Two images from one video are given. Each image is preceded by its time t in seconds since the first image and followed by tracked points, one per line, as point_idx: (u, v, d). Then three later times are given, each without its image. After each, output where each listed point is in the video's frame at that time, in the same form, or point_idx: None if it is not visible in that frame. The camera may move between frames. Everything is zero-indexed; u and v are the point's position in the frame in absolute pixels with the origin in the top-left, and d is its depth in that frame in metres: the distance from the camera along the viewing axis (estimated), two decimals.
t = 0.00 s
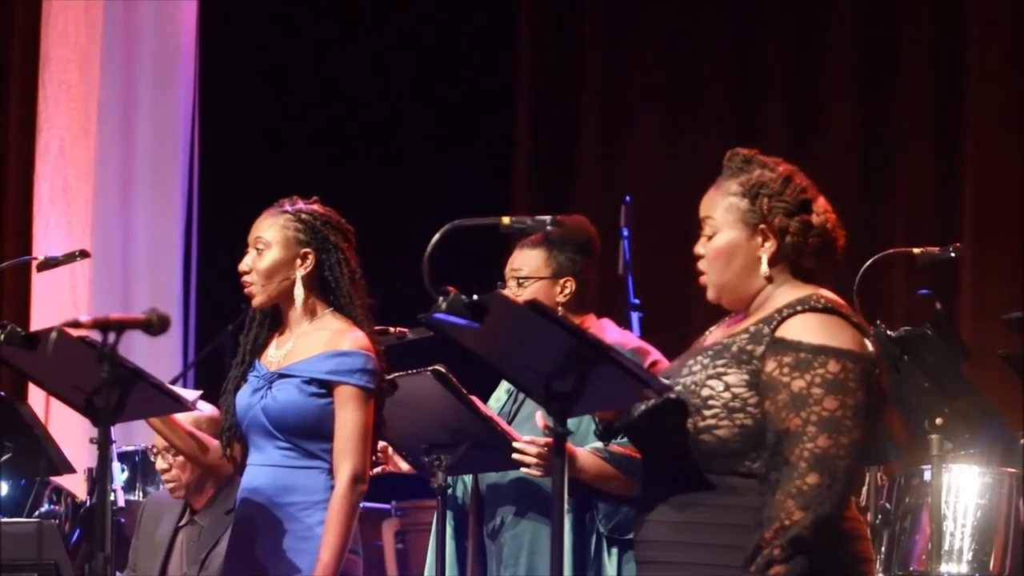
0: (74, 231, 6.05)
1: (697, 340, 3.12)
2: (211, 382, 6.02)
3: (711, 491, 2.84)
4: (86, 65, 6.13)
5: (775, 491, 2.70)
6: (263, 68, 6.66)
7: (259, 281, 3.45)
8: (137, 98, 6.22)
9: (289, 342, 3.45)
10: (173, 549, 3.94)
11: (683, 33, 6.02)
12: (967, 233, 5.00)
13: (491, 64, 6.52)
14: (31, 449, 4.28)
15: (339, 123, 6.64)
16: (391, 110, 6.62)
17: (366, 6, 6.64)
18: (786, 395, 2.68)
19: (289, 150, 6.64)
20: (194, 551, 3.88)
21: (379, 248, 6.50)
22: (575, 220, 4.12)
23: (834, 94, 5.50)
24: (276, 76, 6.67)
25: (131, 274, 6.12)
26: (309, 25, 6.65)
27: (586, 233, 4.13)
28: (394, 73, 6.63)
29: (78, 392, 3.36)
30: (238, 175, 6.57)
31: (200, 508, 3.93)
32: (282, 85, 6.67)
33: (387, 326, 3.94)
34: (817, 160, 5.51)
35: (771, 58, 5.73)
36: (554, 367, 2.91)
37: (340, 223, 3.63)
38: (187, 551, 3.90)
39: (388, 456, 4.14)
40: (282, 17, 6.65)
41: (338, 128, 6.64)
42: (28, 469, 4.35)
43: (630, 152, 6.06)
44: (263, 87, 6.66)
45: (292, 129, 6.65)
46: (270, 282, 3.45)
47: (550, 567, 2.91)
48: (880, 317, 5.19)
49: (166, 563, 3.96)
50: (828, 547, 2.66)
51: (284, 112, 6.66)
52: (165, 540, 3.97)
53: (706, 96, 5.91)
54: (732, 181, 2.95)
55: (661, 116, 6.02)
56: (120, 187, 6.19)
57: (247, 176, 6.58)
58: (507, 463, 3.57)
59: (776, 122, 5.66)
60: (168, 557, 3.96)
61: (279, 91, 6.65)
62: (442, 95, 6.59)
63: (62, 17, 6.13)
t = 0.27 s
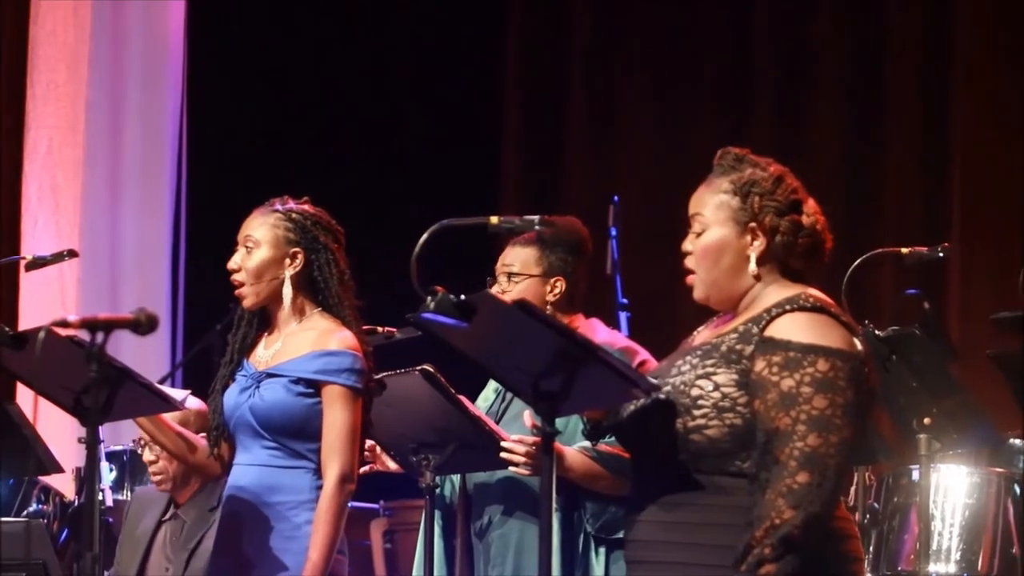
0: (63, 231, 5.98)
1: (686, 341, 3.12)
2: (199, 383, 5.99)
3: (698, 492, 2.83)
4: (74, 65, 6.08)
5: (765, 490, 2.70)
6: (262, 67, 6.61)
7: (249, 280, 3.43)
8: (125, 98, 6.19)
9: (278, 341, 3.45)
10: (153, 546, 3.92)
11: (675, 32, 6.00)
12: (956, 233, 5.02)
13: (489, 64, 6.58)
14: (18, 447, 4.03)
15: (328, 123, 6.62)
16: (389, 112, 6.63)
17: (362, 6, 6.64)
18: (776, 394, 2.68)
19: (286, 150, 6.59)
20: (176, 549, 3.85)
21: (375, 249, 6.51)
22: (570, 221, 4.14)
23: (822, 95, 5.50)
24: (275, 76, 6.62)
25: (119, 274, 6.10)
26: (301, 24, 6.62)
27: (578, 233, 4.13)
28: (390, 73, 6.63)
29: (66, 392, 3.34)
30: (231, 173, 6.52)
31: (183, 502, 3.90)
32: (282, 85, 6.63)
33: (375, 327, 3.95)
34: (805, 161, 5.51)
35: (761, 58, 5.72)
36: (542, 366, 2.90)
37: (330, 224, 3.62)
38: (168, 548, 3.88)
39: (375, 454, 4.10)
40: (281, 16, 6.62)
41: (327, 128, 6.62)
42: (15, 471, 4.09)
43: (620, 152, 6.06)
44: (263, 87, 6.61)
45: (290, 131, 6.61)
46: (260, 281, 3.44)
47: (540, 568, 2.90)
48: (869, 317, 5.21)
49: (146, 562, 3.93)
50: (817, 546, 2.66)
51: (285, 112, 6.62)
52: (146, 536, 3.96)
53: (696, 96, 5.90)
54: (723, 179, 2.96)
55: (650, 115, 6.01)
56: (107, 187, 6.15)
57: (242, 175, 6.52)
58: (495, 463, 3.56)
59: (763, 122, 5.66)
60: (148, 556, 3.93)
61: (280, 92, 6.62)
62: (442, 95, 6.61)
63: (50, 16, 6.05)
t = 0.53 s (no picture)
0: (54, 232, 5.96)
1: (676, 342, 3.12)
2: (189, 384, 5.97)
3: (689, 493, 2.83)
4: (65, 66, 6.07)
5: (757, 491, 2.70)
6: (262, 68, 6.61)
7: (240, 279, 3.43)
8: (117, 98, 6.16)
9: (269, 342, 3.44)
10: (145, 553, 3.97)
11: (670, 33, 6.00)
12: (947, 234, 5.04)
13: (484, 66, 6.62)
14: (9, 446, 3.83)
15: (321, 122, 6.61)
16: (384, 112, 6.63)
17: (355, 6, 6.63)
18: (768, 395, 2.68)
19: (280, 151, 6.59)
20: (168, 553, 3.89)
21: (365, 249, 6.50)
22: (565, 222, 4.16)
23: (814, 97, 5.51)
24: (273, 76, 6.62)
25: (110, 274, 6.08)
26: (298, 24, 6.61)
27: (572, 235, 4.13)
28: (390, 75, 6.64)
29: (56, 393, 3.33)
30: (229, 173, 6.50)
31: (173, 508, 3.91)
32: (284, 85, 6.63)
33: (366, 328, 3.93)
34: (797, 162, 5.52)
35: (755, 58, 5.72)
36: (533, 368, 2.90)
37: (322, 226, 3.62)
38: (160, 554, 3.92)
39: (367, 456, 4.06)
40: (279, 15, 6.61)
41: (320, 128, 6.61)
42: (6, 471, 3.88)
43: (612, 153, 6.06)
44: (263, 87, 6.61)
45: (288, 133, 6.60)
46: (251, 281, 3.43)
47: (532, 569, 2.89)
48: (860, 318, 5.22)
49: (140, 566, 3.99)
50: (809, 546, 2.66)
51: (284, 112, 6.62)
52: (139, 543, 4.00)
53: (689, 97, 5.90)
54: (718, 178, 2.95)
55: (641, 116, 6.01)
56: (99, 188, 6.14)
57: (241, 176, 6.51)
58: (485, 465, 3.56)
59: (755, 123, 5.67)
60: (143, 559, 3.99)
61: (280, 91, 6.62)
62: (443, 95, 6.63)
63: (41, 17, 6.02)
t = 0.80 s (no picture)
0: (44, 233, 5.94)
1: (669, 342, 3.12)
2: (180, 385, 5.95)
3: (680, 494, 2.82)
4: (55, 65, 6.03)
5: (750, 492, 2.69)
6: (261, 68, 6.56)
7: (229, 280, 3.42)
8: (108, 97, 6.13)
9: (259, 343, 3.43)
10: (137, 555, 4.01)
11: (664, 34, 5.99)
12: (938, 234, 5.05)
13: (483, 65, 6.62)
14: None
15: (313, 122, 6.60)
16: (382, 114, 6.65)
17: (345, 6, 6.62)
18: (761, 396, 2.68)
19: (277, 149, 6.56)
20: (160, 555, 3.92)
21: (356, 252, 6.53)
22: (556, 223, 4.16)
23: (805, 98, 5.52)
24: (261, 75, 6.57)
25: (101, 274, 6.06)
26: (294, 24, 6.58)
27: (564, 237, 4.13)
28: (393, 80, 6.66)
29: (47, 394, 3.32)
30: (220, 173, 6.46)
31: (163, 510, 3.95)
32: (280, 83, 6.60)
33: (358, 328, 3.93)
34: (788, 162, 5.53)
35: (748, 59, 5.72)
36: (525, 368, 2.89)
37: (312, 227, 3.61)
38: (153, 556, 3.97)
39: (360, 458, 4.06)
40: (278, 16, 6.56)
41: (310, 128, 6.60)
42: None
43: (604, 154, 6.06)
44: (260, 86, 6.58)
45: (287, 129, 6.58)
46: (241, 282, 3.43)
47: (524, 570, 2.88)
48: (850, 318, 5.23)
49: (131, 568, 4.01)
50: (800, 547, 2.66)
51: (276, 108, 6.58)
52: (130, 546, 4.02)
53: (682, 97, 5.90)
54: (710, 179, 2.96)
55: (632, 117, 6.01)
56: (90, 188, 6.10)
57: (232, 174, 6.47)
58: (476, 466, 3.55)
59: (746, 123, 5.67)
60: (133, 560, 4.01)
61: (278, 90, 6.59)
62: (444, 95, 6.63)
63: (31, 17, 6.00)
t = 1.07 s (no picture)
0: (35, 233, 6.01)
1: (660, 343, 3.12)
2: (171, 385, 5.94)
3: (670, 495, 2.82)
4: (47, 66, 6.08)
5: (742, 492, 2.69)
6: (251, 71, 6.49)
7: (224, 286, 3.41)
8: (99, 97, 6.14)
9: (249, 343, 3.43)
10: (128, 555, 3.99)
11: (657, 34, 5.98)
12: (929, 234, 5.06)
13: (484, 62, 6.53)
14: None
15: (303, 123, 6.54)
16: (376, 119, 6.54)
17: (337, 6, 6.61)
18: (754, 396, 2.68)
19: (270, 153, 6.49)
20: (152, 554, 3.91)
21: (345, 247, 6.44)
22: (548, 222, 4.16)
23: (797, 98, 5.52)
24: (251, 78, 6.47)
25: (92, 275, 6.06)
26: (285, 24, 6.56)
27: (559, 236, 4.13)
28: (391, 87, 6.56)
29: (38, 394, 3.29)
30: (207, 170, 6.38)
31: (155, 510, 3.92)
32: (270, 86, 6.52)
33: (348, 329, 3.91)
34: (780, 163, 5.53)
35: (741, 59, 5.72)
36: (515, 369, 2.88)
37: (301, 226, 3.60)
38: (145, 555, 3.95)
39: (353, 459, 4.04)
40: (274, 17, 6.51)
41: (307, 129, 6.54)
42: None
43: (596, 154, 6.05)
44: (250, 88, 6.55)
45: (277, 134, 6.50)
46: (235, 286, 3.42)
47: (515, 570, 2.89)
48: (842, 318, 5.22)
49: (122, 569, 3.98)
50: (792, 547, 2.66)
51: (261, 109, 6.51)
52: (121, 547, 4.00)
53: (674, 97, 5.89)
54: (703, 179, 2.95)
55: (623, 117, 6.01)
56: (82, 188, 6.13)
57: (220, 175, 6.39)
58: (467, 466, 3.54)
59: (738, 124, 5.67)
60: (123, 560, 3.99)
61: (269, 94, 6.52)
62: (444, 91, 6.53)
63: (22, 18, 6.06)
